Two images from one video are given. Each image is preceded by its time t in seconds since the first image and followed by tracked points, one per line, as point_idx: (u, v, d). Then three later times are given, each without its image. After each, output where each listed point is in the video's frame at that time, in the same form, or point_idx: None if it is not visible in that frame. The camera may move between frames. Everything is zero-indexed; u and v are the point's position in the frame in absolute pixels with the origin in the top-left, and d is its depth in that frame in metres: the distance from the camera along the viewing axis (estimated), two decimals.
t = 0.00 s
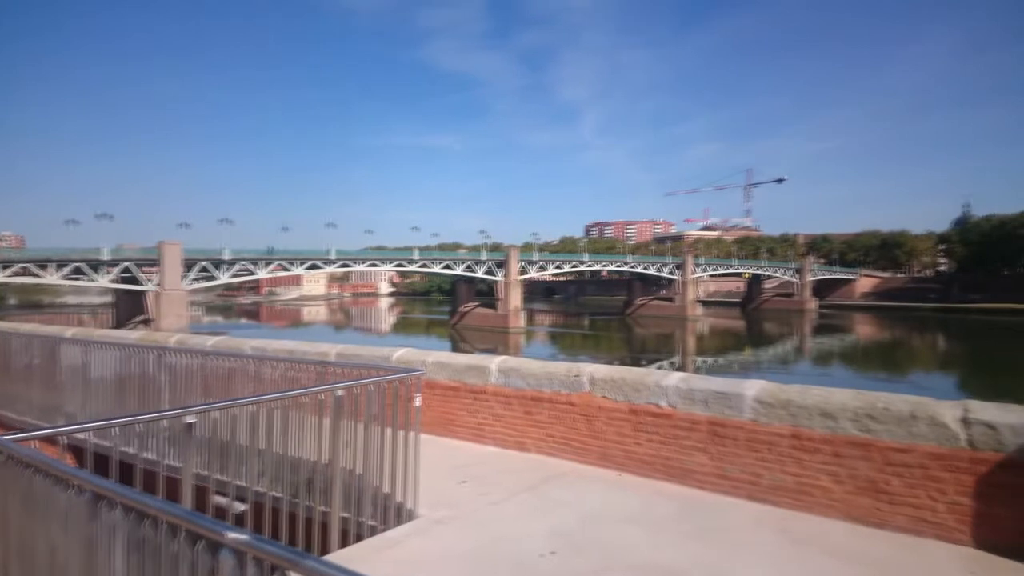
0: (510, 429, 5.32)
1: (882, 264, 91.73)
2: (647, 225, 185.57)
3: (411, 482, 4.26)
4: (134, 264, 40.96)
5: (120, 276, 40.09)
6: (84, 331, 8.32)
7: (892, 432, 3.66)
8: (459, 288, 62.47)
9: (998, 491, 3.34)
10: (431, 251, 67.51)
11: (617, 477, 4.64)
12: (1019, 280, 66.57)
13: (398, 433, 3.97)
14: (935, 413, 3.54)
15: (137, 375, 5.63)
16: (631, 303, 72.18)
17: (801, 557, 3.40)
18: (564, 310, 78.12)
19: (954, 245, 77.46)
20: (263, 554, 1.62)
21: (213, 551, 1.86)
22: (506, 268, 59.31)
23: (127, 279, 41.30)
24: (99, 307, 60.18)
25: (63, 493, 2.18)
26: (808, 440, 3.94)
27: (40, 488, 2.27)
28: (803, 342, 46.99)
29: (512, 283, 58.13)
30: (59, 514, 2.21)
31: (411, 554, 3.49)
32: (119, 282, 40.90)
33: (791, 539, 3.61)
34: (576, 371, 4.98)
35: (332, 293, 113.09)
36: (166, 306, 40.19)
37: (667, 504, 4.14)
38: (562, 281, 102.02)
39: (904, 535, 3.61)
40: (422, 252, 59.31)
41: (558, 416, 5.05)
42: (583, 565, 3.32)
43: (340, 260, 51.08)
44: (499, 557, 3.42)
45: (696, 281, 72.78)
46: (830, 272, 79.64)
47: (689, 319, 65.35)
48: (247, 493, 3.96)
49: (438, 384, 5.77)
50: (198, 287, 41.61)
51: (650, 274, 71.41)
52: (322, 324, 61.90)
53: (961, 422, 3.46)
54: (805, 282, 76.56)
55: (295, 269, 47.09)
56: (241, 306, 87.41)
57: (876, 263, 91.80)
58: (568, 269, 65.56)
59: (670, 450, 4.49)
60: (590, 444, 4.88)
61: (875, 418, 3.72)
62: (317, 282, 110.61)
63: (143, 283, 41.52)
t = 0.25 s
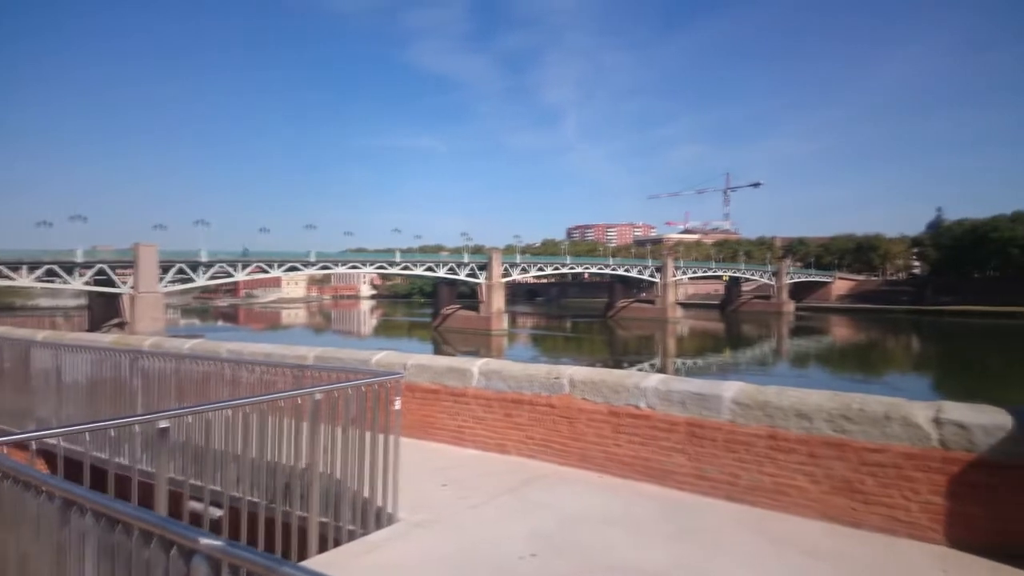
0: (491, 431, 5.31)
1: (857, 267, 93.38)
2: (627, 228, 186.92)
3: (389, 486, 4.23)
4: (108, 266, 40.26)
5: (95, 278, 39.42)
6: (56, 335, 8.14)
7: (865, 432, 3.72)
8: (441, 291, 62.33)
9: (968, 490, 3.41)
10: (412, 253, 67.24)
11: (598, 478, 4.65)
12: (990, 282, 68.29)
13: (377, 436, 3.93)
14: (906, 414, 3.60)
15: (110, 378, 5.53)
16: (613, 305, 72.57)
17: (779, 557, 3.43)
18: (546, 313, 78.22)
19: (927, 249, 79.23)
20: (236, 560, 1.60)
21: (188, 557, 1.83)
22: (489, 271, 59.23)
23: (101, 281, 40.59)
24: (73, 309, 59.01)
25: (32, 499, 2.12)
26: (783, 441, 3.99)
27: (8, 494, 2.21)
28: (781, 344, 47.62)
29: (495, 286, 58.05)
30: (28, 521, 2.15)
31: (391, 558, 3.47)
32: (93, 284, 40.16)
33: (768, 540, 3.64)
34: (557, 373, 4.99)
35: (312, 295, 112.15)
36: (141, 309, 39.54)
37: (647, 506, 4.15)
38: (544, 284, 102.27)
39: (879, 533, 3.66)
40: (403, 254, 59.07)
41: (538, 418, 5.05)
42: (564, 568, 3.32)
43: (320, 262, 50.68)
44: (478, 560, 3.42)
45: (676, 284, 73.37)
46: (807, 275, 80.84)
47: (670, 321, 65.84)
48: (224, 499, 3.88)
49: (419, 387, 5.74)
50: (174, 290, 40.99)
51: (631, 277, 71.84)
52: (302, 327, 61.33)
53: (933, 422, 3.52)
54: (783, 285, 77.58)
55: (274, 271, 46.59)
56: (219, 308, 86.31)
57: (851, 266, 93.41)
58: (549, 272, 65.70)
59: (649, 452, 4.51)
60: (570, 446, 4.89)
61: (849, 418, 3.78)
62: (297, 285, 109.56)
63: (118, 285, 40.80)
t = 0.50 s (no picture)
0: (473, 430, 5.30)
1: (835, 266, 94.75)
2: (609, 227, 187.83)
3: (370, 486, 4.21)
4: (84, 265, 39.50)
5: (70, 277, 38.65)
6: (30, 334, 7.98)
7: (842, 428, 3.77)
8: (424, 289, 62.07)
9: (942, 484, 3.47)
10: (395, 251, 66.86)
11: (579, 475, 4.68)
12: (964, 281, 69.65)
13: (359, 436, 3.90)
14: (883, 410, 3.66)
15: (85, 378, 5.43)
16: (596, 304, 72.80)
17: (758, 553, 3.47)
18: (529, 311, 78.29)
19: (903, 248, 80.63)
20: (211, 561, 1.58)
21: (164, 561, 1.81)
22: (472, 269, 59.03)
23: (76, 280, 39.82)
24: (47, 308, 57.87)
25: (6, 503, 2.08)
26: (761, 436, 4.04)
27: None
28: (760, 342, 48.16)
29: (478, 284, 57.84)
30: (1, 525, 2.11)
31: (372, 559, 3.45)
32: (68, 283, 39.39)
33: (749, 537, 3.67)
34: (539, 371, 4.99)
35: (294, 294, 111.14)
36: (118, 308, 38.87)
37: (629, 503, 4.18)
38: (527, 282, 102.32)
39: (853, 528, 3.73)
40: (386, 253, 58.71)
41: (521, 417, 5.06)
42: (545, 565, 3.32)
43: (301, 260, 50.19)
44: (460, 559, 3.41)
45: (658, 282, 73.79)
46: (786, 273, 81.84)
47: (652, 319, 66.25)
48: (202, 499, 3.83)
49: (400, 386, 5.71)
50: (152, 288, 40.33)
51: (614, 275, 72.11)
52: (283, 326, 60.69)
53: (907, 418, 3.58)
54: (762, 283, 78.40)
55: (254, 270, 46.03)
56: (197, 307, 85.16)
57: (829, 265, 94.75)
58: (533, 270, 65.69)
59: (631, 449, 4.54)
60: (552, 444, 4.90)
61: (825, 415, 3.84)
62: (277, 283, 108.43)
63: (93, 284, 40.05)
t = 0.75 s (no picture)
0: (453, 431, 5.28)
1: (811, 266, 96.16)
2: (590, 228, 188.72)
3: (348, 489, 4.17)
4: (56, 265, 38.67)
5: (41, 277, 37.80)
6: None
7: (815, 427, 3.83)
8: (405, 290, 61.75)
9: (914, 482, 3.54)
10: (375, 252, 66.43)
11: (558, 475, 4.69)
12: (936, 282, 71.03)
13: (338, 438, 3.86)
14: (856, 409, 3.72)
15: (56, 380, 5.31)
16: (577, 304, 73.01)
17: (735, 550, 3.50)
18: (511, 312, 78.31)
19: (877, 249, 82.08)
20: (180, 565, 1.56)
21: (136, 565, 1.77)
22: (454, 270, 58.78)
23: (48, 280, 38.96)
24: (17, 309, 56.52)
25: None
26: (738, 435, 4.08)
27: None
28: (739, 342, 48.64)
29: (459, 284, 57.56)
30: None
31: (350, 562, 3.42)
32: (39, 283, 38.52)
33: (725, 535, 3.71)
34: (520, 371, 4.99)
35: (272, 294, 109.91)
36: (91, 309, 38.11)
37: (608, 502, 4.20)
38: (509, 283, 102.36)
39: (826, 525, 3.79)
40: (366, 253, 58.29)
41: (501, 417, 5.05)
42: (524, 565, 3.32)
43: (280, 260, 49.61)
44: (438, 561, 3.40)
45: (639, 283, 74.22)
46: (764, 274, 82.85)
47: (632, 320, 66.62)
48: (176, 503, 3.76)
49: (380, 388, 5.67)
50: (126, 289, 39.60)
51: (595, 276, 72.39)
52: (261, 327, 59.98)
53: (879, 416, 3.65)
54: (740, 284, 79.25)
55: (231, 270, 45.42)
56: (173, 308, 83.80)
57: (805, 265, 96.13)
58: (515, 271, 65.66)
59: (609, 448, 4.56)
60: (532, 444, 4.90)
61: (800, 413, 3.89)
62: (255, 283, 107.07)
63: (66, 284, 39.22)
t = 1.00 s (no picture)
0: (434, 433, 5.26)
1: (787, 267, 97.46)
2: (571, 230, 189.47)
3: (325, 492, 4.13)
4: (26, 267, 37.84)
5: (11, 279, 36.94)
6: None
7: (791, 425, 3.88)
8: (386, 291, 61.40)
9: (887, 480, 3.61)
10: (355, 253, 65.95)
11: (539, 476, 4.70)
12: (909, 282, 72.36)
13: (317, 442, 3.82)
14: (830, 407, 3.78)
15: (25, 385, 5.20)
16: (558, 305, 73.18)
17: (712, 549, 3.54)
18: (493, 313, 78.18)
19: (851, 251, 83.44)
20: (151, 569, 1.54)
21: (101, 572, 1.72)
22: (435, 271, 58.48)
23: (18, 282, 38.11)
24: None
25: None
26: (715, 434, 4.12)
27: None
28: (717, 342, 49.12)
29: (441, 285, 57.26)
30: None
31: (326, 567, 3.38)
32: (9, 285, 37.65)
33: (702, 533, 3.74)
34: (501, 373, 4.99)
35: (250, 296, 108.63)
36: (63, 311, 37.37)
37: (589, 502, 4.22)
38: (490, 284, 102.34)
39: (802, 522, 3.84)
40: (346, 254, 57.83)
41: (483, 419, 5.04)
42: (503, 567, 3.32)
43: (257, 262, 49.04)
44: (415, 563, 3.39)
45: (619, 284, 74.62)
46: (741, 275, 83.77)
47: (613, 320, 66.97)
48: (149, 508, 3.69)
49: (359, 391, 5.63)
50: (100, 291, 38.84)
51: (576, 277, 72.60)
52: (238, 330, 59.21)
53: (852, 415, 3.71)
54: (718, 285, 80.07)
55: (207, 271, 44.80)
56: (148, 311, 82.37)
57: (782, 266, 97.41)
58: (496, 272, 65.58)
59: (590, 448, 4.58)
60: (513, 445, 4.91)
61: (775, 412, 3.94)
62: (232, 285, 105.71)
63: (36, 286, 38.43)
